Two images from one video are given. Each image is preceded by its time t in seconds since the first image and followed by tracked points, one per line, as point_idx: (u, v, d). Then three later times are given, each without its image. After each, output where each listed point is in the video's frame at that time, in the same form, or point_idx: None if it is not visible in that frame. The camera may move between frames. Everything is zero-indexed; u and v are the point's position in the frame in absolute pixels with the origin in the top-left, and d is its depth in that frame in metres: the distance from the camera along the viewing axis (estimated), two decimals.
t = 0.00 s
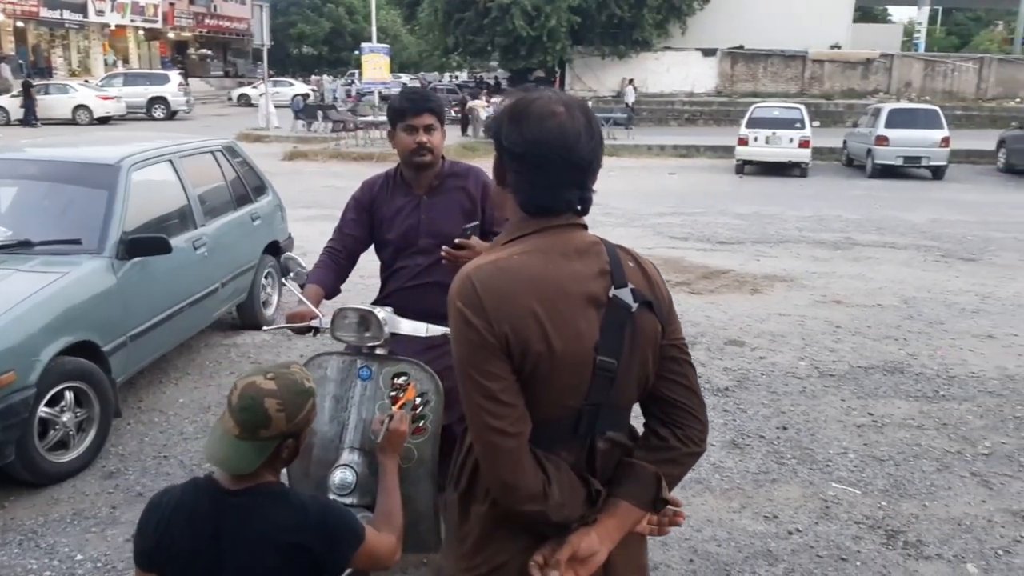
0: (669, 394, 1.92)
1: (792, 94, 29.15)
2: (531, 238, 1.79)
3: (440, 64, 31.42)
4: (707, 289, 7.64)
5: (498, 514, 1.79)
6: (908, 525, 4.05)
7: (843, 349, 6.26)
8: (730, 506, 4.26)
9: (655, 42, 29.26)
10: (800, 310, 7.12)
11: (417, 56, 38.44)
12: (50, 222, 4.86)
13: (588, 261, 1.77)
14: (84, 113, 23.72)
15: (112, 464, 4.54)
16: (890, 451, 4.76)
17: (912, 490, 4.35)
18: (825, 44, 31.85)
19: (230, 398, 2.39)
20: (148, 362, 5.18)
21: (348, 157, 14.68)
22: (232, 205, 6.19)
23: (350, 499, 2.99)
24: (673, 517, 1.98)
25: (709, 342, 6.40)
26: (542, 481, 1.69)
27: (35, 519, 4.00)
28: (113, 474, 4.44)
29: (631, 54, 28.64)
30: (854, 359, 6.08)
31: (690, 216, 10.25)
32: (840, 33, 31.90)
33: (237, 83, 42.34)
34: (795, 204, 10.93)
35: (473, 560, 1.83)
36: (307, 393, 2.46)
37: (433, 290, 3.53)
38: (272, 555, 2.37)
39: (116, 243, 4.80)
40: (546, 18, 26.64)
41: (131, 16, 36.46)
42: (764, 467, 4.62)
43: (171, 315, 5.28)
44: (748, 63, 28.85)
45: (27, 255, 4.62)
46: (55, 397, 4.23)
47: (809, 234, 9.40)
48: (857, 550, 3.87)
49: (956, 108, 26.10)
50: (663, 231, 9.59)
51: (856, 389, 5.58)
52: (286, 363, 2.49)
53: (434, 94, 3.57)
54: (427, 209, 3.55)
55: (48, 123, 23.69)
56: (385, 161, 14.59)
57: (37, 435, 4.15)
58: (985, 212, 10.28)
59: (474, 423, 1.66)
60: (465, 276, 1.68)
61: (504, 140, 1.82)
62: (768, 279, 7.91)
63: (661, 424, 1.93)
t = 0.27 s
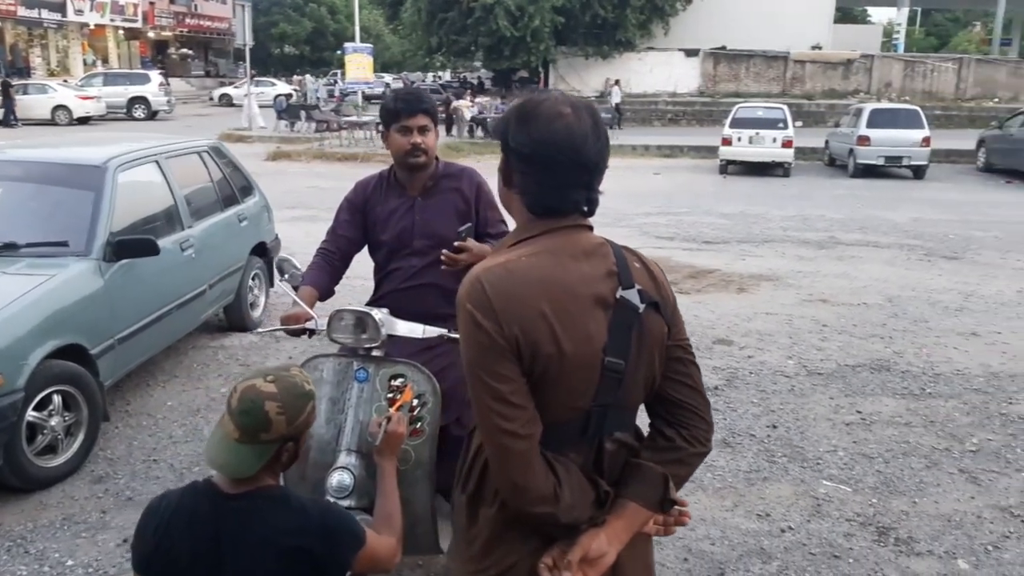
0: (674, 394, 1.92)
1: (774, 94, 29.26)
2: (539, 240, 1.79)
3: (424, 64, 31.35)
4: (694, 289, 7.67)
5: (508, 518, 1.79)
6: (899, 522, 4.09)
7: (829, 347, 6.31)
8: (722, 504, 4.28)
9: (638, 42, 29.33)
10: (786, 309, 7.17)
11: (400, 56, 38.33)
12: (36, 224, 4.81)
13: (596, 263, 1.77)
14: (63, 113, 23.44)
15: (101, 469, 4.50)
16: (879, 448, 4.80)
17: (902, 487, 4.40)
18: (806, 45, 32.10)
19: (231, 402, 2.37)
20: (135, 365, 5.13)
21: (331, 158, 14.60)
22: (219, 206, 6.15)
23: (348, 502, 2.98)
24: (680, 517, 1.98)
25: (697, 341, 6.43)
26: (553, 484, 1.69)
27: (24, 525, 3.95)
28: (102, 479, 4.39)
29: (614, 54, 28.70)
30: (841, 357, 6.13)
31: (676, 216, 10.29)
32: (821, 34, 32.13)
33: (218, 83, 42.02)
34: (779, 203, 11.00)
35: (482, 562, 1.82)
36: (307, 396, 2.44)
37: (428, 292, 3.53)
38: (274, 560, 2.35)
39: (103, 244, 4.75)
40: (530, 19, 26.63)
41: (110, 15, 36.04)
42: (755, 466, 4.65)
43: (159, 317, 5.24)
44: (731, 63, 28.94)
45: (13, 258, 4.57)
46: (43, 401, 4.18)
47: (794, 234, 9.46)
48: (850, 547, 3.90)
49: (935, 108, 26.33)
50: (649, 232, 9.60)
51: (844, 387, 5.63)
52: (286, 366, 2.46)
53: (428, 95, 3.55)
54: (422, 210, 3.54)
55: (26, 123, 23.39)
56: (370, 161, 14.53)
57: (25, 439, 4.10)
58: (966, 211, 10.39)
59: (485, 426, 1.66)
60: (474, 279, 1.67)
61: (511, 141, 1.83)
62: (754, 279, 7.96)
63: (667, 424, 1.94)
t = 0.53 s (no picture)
0: (682, 394, 1.92)
1: (759, 94, 29.35)
2: (549, 241, 1.79)
3: (410, 64, 31.27)
4: (684, 288, 7.70)
5: (519, 519, 1.79)
6: (892, 519, 4.13)
7: (819, 346, 6.35)
8: (717, 503, 4.30)
9: (623, 42, 29.42)
10: (775, 308, 7.21)
11: (386, 55, 38.24)
12: (25, 226, 4.76)
13: (606, 263, 1.77)
14: (45, 113, 23.23)
15: (92, 472, 4.46)
16: (871, 446, 4.84)
17: (894, 484, 4.43)
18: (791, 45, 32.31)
19: (232, 405, 2.35)
20: (125, 368, 5.09)
21: (318, 158, 14.53)
22: (209, 207, 6.11)
23: (348, 504, 2.97)
24: (688, 517, 1.98)
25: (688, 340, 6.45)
26: (566, 485, 1.69)
27: (15, 530, 3.91)
28: (94, 482, 4.36)
29: (600, 54, 28.78)
30: (831, 356, 6.17)
31: (664, 216, 10.33)
32: (805, 34, 32.36)
33: (202, 84, 41.78)
34: (766, 203, 11.07)
35: (494, 565, 1.82)
36: (309, 398, 2.42)
37: (425, 293, 3.53)
38: (277, 563, 2.34)
39: (93, 246, 4.70)
40: (516, 19, 26.65)
41: (93, 14, 35.73)
42: (748, 464, 4.67)
43: (149, 319, 5.20)
44: (717, 64, 29.03)
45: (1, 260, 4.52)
46: (33, 404, 4.14)
47: (781, 233, 9.52)
48: (844, 544, 3.93)
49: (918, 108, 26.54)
50: (638, 231, 9.62)
51: (834, 385, 5.67)
52: (288, 368, 2.45)
53: (423, 94, 3.52)
54: (419, 211, 3.53)
55: (8, 123, 23.15)
56: (357, 161, 14.47)
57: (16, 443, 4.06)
58: (952, 210, 10.49)
59: (497, 428, 1.65)
60: (485, 280, 1.67)
61: (519, 141, 1.82)
62: (743, 278, 8.00)
63: (676, 425, 1.94)
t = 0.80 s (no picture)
0: (690, 394, 1.93)
1: (743, 94, 29.47)
2: (558, 242, 1.79)
3: (394, 63, 31.18)
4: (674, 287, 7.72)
5: (530, 521, 1.78)
6: (885, 515, 4.16)
7: (809, 344, 6.40)
8: (713, 502, 4.31)
9: (609, 43, 29.48)
10: (764, 306, 7.25)
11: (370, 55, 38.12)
12: (12, 228, 4.71)
13: (617, 264, 1.77)
14: (26, 113, 22.96)
15: (83, 477, 4.41)
16: (862, 443, 4.88)
17: (886, 481, 4.47)
18: (775, 45, 32.54)
19: (235, 408, 2.33)
20: (114, 371, 5.04)
21: (303, 158, 14.45)
22: (197, 208, 6.07)
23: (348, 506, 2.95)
24: (696, 517, 1.98)
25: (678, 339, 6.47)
26: (579, 486, 1.68)
27: (6, 536, 3.86)
28: (85, 486, 4.31)
29: (585, 54, 28.82)
30: (820, 354, 6.21)
31: (651, 215, 10.36)
32: (788, 35, 32.58)
33: (185, 83, 41.45)
34: (753, 202, 11.13)
35: (504, 567, 1.81)
36: (311, 400, 2.40)
37: (422, 294, 3.52)
38: (281, 566, 2.32)
39: (82, 247, 4.65)
40: (502, 18, 26.64)
41: (74, 13, 35.34)
42: (742, 463, 4.69)
43: (138, 322, 5.15)
44: (701, 64, 29.12)
45: None
46: (23, 408, 4.09)
47: (767, 232, 9.58)
48: (839, 541, 3.96)
49: (901, 108, 26.76)
50: (625, 231, 9.64)
51: (825, 383, 5.70)
52: (290, 370, 2.43)
53: (418, 94, 3.51)
54: (415, 211, 3.52)
55: None
56: (342, 161, 14.41)
57: (6, 448, 4.01)
58: (935, 209, 10.60)
59: (510, 429, 1.64)
60: (497, 281, 1.67)
61: (527, 140, 1.83)
62: (731, 277, 8.04)
63: (685, 424, 1.94)
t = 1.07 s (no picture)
0: (698, 394, 1.94)
1: (726, 94, 29.59)
2: (569, 242, 1.79)
3: (378, 63, 31.08)
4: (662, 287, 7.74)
5: (542, 523, 1.77)
6: (878, 512, 4.19)
7: (797, 342, 6.43)
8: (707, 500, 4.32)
9: (593, 42, 29.53)
10: (752, 305, 7.28)
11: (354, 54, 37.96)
12: None
13: (627, 264, 1.78)
14: (4, 113, 22.67)
15: (72, 481, 4.36)
16: (853, 441, 4.91)
17: (877, 477, 4.51)
18: (758, 45, 32.74)
19: (237, 409, 2.31)
20: (102, 373, 4.99)
21: (287, 158, 14.35)
22: (185, 209, 6.02)
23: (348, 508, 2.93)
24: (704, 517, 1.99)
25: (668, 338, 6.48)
26: (593, 488, 1.68)
27: None
28: (74, 490, 4.26)
29: (570, 53, 28.85)
30: (808, 352, 6.24)
31: (638, 215, 10.38)
32: (770, 35, 32.80)
33: (166, 83, 41.08)
34: (739, 202, 11.18)
35: (516, 570, 1.80)
36: (314, 402, 2.39)
37: (419, 294, 3.50)
38: (285, 568, 2.30)
39: (70, 249, 4.59)
40: (486, 18, 26.63)
41: (53, 12, 34.91)
42: (735, 461, 4.71)
43: (126, 324, 5.10)
44: (685, 63, 29.19)
45: None
46: (12, 412, 4.04)
47: (754, 231, 9.63)
48: (833, 538, 3.99)
49: (882, 108, 26.97)
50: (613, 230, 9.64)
51: (815, 381, 5.74)
52: (292, 372, 2.41)
53: (413, 94, 3.50)
54: (411, 211, 3.50)
55: None
56: (327, 161, 14.34)
57: None
58: (919, 207, 10.70)
59: (524, 430, 1.64)
60: (510, 282, 1.66)
61: (534, 139, 1.83)
62: (719, 276, 8.07)
63: (693, 425, 1.95)
